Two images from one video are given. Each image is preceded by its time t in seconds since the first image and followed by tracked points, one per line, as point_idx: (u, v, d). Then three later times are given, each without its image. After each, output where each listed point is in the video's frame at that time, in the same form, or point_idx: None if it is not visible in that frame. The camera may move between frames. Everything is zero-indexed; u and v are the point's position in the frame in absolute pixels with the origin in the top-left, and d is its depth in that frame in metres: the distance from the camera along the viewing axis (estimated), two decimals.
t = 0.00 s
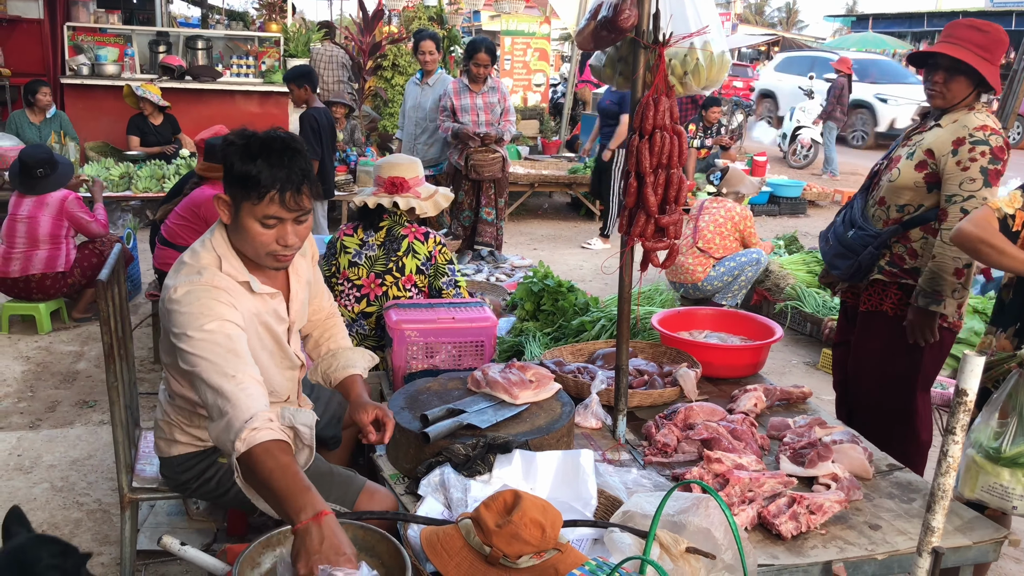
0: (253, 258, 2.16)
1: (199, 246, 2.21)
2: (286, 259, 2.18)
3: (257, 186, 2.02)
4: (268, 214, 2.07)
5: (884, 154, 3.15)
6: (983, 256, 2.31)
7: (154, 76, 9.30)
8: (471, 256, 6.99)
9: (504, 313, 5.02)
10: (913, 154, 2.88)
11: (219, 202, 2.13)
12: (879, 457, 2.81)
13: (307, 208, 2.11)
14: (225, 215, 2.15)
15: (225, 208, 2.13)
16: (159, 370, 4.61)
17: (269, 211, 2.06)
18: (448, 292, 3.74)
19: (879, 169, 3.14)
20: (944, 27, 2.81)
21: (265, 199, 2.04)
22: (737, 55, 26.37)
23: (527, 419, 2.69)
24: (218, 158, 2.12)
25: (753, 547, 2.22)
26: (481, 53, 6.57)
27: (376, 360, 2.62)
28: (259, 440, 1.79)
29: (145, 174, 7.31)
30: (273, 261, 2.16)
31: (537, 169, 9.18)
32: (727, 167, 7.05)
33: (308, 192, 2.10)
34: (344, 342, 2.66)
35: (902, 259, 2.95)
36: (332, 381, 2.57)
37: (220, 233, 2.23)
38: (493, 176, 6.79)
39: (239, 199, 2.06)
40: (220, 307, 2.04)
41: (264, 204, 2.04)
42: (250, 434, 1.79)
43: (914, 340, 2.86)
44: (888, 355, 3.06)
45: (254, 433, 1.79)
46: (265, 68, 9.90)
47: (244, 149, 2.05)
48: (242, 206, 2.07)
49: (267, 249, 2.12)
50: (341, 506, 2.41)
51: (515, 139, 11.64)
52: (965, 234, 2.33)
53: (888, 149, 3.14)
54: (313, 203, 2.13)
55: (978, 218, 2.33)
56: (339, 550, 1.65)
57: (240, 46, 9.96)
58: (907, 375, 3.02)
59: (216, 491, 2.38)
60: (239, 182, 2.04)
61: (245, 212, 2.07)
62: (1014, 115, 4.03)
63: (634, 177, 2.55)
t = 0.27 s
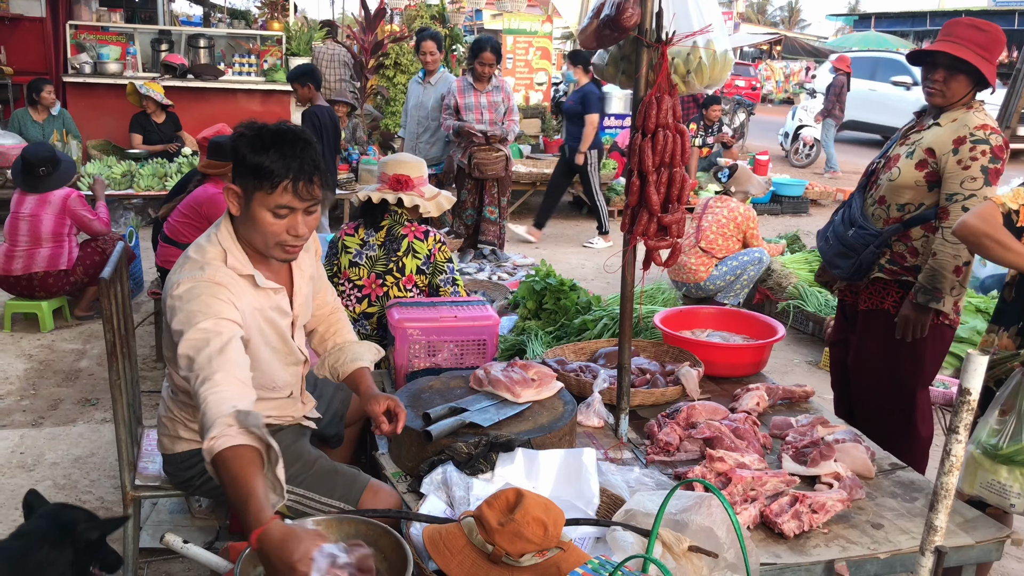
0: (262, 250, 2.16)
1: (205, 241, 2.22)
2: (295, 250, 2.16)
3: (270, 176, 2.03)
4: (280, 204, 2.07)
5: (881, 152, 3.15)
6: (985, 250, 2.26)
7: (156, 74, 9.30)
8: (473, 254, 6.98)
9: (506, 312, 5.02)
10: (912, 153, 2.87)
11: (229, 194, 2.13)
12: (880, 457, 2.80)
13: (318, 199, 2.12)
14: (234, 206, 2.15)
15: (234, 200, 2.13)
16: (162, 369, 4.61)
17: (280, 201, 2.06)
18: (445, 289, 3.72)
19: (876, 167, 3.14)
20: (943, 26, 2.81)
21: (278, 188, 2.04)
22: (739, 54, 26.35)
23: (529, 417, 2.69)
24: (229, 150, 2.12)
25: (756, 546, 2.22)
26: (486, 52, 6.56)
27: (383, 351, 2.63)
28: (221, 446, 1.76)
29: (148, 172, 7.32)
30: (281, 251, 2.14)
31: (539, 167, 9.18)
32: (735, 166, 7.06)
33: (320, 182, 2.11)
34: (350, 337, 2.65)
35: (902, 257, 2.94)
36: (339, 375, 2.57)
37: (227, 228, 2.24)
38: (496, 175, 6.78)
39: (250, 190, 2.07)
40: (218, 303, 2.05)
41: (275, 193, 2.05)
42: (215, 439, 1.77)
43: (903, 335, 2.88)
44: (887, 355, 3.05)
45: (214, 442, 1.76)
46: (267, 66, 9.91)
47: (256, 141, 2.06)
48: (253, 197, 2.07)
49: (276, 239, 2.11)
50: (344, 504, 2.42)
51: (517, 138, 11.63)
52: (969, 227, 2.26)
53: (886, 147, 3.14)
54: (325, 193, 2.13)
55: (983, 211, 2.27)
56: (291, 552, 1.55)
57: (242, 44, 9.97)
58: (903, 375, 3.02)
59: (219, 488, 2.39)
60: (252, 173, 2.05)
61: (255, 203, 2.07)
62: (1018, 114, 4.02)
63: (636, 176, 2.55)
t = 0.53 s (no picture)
0: (265, 245, 2.17)
1: (203, 237, 2.23)
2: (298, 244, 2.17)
3: (271, 170, 2.04)
4: (283, 198, 2.08)
5: (880, 150, 3.15)
6: (985, 255, 2.28)
7: (159, 73, 9.30)
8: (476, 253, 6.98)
9: (508, 311, 5.02)
10: (911, 151, 2.87)
11: (231, 190, 2.14)
12: (883, 456, 2.80)
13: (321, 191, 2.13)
14: (234, 202, 2.15)
15: (235, 196, 2.13)
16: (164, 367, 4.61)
17: (282, 194, 2.07)
18: (444, 288, 3.73)
19: (875, 165, 3.13)
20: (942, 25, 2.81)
21: (279, 182, 2.05)
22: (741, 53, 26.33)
23: (531, 416, 2.69)
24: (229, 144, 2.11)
25: (758, 545, 2.22)
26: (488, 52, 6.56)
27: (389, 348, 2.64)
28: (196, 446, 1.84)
29: (150, 171, 7.33)
30: (283, 246, 2.16)
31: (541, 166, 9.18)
32: (742, 162, 7.04)
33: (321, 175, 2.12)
34: (357, 333, 2.66)
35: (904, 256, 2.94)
36: (347, 371, 2.58)
37: (226, 224, 2.25)
38: (498, 173, 6.77)
39: (251, 185, 2.07)
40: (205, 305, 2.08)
41: (278, 187, 2.05)
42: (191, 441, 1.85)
43: (904, 334, 2.87)
44: (888, 354, 3.05)
45: (191, 443, 1.84)
46: (270, 65, 9.93)
47: (257, 136, 2.07)
48: (254, 192, 2.08)
49: (278, 234, 2.12)
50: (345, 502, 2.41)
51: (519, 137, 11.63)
52: (970, 234, 2.28)
53: (885, 146, 3.13)
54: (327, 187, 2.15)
55: (983, 217, 2.28)
56: (268, 511, 1.64)
57: (244, 43, 9.97)
58: (903, 374, 3.02)
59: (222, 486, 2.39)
60: (252, 167, 2.05)
61: (257, 198, 2.08)
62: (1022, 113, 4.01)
63: (639, 175, 2.55)
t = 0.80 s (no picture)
0: (268, 236, 2.17)
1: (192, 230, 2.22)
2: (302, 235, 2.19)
3: (284, 162, 2.06)
4: (293, 188, 2.10)
5: (885, 149, 3.14)
6: (990, 259, 2.21)
7: (162, 70, 9.30)
8: (479, 251, 6.97)
9: (512, 308, 5.02)
10: (917, 151, 2.86)
11: (236, 181, 2.11)
12: (888, 454, 2.79)
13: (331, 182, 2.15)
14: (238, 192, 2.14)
15: (240, 187, 2.12)
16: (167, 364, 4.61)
17: (295, 184, 2.09)
18: (446, 284, 3.74)
19: (880, 165, 3.12)
20: (937, 24, 2.81)
21: (293, 172, 2.08)
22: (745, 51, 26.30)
23: (535, 413, 2.68)
24: (236, 135, 2.12)
25: (763, 543, 2.22)
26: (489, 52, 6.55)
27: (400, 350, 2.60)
28: (241, 424, 1.95)
29: (154, 168, 7.33)
30: (289, 237, 2.17)
31: (545, 164, 9.17)
32: (747, 160, 7.23)
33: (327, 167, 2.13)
34: (365, 333, 2.64)
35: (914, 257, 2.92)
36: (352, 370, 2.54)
37: (218, 216, 2.24)
38: (501, 170, 6.75)
39: (261, 176, 2.08)
40: (200, 300, 2.09)
41: (291, 177, 2.08)
42: (234, 422, 1.96)
43: (910, 332, 2.86)
44: (895, 353, 3.03)
45: (238, 425, 1.95)
46: (273, 62, 9.94)
47: (267, 127, 2.07)
48: (265, 182, 2.08)
49: (285, 224, 2.13)
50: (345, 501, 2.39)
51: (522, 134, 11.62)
52: (974, 238, 2.21)
53: (889, 145, 3.13)
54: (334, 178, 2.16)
55: (987, 221, 2.22)
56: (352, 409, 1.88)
57: (248, 40, 9.97)
58: (909, 373, 3.01)
59: (222, 484, 2.37)
60: (264, 157, 2.05)
61: (267, 188, 2.09)
62: None
63: (644, 171, 2.54)
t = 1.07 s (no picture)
0: (290, 234, 2.19)
1: (202, 233, 2.18)
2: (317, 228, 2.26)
3: (318, 162, 2.13)
4: (319, 187, 2.15)
5: (889, 148, 3.13)
6: (992, 259, 2.21)
7: (167, 67, 9.31)
8: (482, 248, 6.98)
9: (516, 305, 5.02)
10: (921, 151, 2.85)
11: (262, 185, 2.11)
12: (892, 451, 2.79)
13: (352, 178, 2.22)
14: (260, 193, 2.13)
15: (266, 189, 2.11)
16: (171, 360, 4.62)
17: (325, 183, 2.16)
18: (450, 280, 3.76)
19: (884, 163, 3.12)
20: (936, 23, 2.80)
21: (326, 171, 2.15)
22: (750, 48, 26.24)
23: (539, 410, 2.69)
24: (253, 135, 2.09)
25: (767, 540, 2.22)
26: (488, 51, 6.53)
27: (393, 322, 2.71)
28: (327, 406, 2.15)
29: (158, 164, 7.35)
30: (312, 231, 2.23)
31: (549, 161, 9.16)
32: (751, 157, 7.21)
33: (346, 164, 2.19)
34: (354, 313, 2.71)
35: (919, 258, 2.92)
36: (355, 348, 2.62)
37: (225, 215, 2.20)
38: (505, 167, 6.74)
39: (294, 177, 2.10)
40: (234, 309, 2.11)
41: (325, 176, 2.15)
42: (319, 407, 2.15)
43: (927, 336, 2.86)
44: (901, 352, 3.03)
45: (325, 409, 2.15)
46: (277, 59, 9.94)
47: (298, 131, 2.10)
48: (298, 182, 2.12)
49: (310, 221, 2.19)
50: (351, 493, 2.37)
51: (527, 131, 11.61)
52: (973, 239, 2.22)
53: (893, 142, 3.13)
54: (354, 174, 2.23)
55: (987, 221, 2.22)
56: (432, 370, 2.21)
57: (252, 37, 9.98)
58: (914, 372, 3.01)
59: (228, 477, 2.37)
60: (296, 158, 2.09)
61: (298, 188, 2.12)
62: None
63: (648, 168, 2.54)
